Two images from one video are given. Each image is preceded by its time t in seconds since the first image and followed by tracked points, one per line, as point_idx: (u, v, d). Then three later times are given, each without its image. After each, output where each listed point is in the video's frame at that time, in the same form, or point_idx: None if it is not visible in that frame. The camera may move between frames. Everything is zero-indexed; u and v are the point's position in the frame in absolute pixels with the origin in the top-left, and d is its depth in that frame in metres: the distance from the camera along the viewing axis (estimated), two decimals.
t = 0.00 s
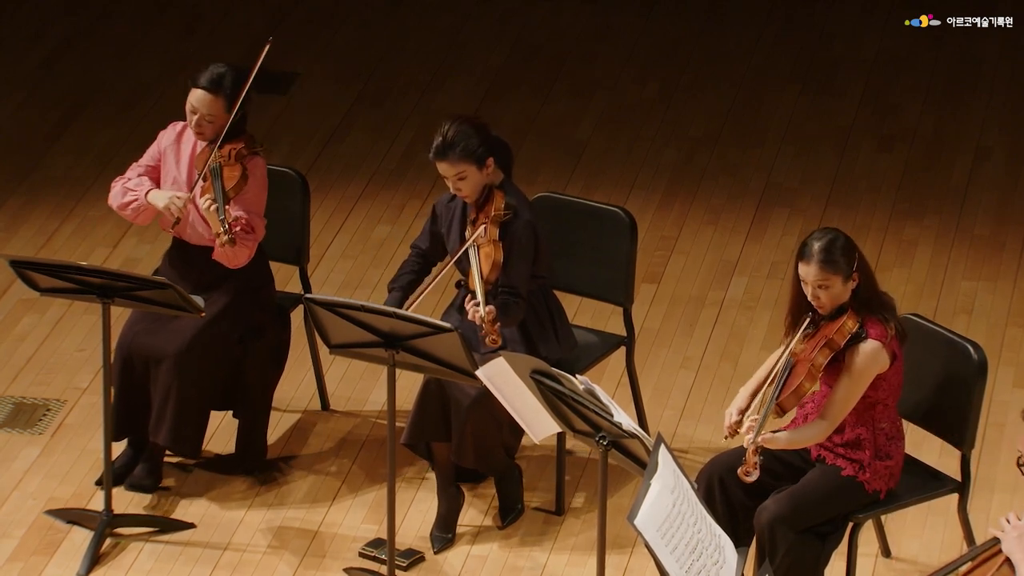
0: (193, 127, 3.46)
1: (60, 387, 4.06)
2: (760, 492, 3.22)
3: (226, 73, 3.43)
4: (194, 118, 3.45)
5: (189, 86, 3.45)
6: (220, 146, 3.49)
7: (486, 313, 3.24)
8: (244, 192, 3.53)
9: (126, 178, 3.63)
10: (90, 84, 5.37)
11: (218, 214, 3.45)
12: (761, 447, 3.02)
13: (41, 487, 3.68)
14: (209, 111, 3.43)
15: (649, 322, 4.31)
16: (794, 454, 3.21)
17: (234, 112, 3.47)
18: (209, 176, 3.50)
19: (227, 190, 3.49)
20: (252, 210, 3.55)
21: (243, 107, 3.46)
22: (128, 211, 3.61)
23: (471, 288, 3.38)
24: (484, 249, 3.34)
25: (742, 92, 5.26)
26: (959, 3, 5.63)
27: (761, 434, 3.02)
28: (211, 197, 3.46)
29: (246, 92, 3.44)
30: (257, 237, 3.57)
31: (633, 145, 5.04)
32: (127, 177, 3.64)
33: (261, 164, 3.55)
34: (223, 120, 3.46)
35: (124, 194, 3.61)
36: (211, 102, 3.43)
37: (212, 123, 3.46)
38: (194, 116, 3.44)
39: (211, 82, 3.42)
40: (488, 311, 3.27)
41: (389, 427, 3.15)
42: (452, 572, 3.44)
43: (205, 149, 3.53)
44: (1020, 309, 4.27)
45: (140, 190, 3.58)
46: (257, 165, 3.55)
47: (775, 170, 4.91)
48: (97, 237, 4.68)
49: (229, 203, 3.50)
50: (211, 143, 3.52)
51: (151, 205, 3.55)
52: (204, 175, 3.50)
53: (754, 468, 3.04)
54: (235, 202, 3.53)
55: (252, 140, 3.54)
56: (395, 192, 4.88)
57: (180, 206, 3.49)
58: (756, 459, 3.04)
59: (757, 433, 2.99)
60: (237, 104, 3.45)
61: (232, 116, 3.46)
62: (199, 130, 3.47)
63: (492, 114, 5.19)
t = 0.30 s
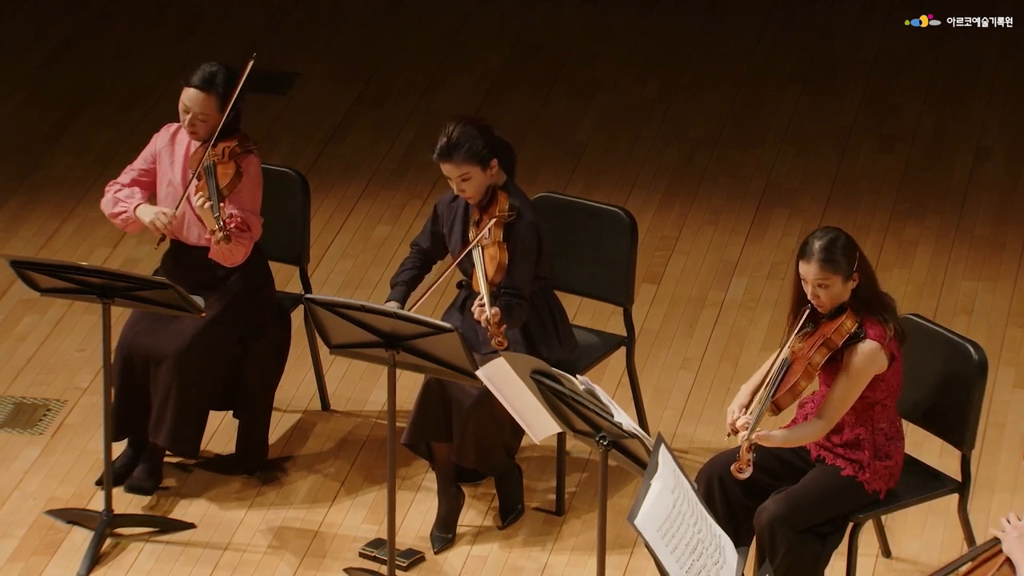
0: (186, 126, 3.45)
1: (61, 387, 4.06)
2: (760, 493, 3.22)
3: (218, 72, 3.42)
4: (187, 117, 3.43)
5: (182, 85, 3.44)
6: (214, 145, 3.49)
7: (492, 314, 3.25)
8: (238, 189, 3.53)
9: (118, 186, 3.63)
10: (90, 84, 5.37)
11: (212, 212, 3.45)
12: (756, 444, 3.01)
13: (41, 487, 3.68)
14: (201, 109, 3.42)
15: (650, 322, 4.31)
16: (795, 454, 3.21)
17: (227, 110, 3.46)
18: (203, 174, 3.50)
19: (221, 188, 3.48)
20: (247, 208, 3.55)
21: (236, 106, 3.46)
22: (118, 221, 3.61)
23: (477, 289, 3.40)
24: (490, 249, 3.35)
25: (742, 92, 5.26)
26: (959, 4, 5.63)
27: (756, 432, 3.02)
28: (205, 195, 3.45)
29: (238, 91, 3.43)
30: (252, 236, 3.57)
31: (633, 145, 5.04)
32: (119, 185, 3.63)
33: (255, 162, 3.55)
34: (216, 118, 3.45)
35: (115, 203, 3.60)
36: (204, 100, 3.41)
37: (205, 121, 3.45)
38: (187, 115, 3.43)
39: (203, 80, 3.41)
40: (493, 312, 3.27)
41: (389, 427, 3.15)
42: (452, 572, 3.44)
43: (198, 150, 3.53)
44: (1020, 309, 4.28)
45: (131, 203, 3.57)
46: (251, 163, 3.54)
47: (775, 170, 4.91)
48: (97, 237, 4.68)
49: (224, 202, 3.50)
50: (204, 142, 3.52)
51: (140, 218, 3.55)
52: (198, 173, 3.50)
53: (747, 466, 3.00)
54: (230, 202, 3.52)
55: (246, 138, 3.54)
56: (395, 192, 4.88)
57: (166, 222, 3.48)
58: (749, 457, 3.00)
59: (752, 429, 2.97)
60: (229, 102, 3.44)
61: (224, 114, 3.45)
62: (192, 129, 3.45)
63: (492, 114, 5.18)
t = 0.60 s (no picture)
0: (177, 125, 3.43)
1: (61, 387, 4.06)
2: (760, 492, 3.22)
3: (207, 71, 3.40)
4: (177, 116, 3.42)
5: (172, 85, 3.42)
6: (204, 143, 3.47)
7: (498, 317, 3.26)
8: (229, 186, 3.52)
9: (113, 194, 3.64)
10: (90, 84, 5.37)
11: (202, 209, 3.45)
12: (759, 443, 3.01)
13: (41, 487, 3.68)
14: (192, 108, 3.40)
15: (650, 322, 4.31)
16: (795, 454, 3.21)
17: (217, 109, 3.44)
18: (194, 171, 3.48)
19: (212, 185, 3.48)
20: (239, 206, 3.54)
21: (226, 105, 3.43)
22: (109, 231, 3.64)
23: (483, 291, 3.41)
24: (496, 251, 3.35)
25: (742, 92, 5.25)
26: (959, 4, 5.63)
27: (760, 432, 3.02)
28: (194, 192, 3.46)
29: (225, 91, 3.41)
30: (246, 233, 3.56)
31: (634, 145, 5.04)
32: (115, 193, 3.64)
33: (247, 158, 3.54)
34: (206, 116, 3.43)
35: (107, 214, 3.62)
36: (194, 99, 3.39)
37: (195, 120, 3.42)
38: (177, 114, 3.41)
39: (193, 79, 3.39)
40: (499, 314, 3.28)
41: (389, 427, 3.15)
42: (452, 572, 3.44)
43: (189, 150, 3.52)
44: (1020, 309, 4.28)
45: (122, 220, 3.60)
46: (242, 160, 3.53)
47: (775, 170, 4.91)
48: (97, 237, 4.68)
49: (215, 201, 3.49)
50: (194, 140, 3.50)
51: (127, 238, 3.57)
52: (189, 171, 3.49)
53: (752, 467, 3.03)
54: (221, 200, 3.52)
55: (237, 135, 3.52)
56: (395, 192, 4.88)
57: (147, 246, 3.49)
58: (755, 458, 3.03)
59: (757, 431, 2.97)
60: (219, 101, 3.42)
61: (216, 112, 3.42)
62: (183, 128, 3.43)
63: (492, 114, 5.18)
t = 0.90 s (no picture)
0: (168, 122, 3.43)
1: (61, 387, 4.06)
2: (760, 492, 3.22)
3: (197, 68, 3.40)
4: (168, 113, 3.42)
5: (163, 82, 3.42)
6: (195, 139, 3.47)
7: (506, 320, 3.27)
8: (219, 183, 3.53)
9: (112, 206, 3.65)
10: (90, 84, 5.37)
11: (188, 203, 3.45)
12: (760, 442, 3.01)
13: (41, 487, 3.68)
14: (182, 105, 3.40)
15: (649, 321, 4.31)
16: (794, 454, 3.21)
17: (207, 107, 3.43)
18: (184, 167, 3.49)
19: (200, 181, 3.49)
20: (231, 203, 3.54)
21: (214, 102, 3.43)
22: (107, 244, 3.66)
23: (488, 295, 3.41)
24: (502, 254, 3.36)
25: (742, 91, 5.25)
26: (959, 4, 5.63)
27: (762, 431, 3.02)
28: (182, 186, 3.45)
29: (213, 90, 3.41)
30: (237, 230, 3.56)
31: (634, 145, 5.04)
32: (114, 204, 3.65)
33: (238, 155, 3.55)
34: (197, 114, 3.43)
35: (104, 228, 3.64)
36: (184, 96, 3.39)
37: (186, 117, 3.43)
38: (168, 111, 3.42)
39: (183, 76, 3.39)
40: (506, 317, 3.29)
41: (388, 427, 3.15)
42: (452, 572, 3.44)
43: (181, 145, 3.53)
44: (1020, 309, 4.27)
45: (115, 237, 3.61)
46: (233, 157, 3.54)
47: (775, 170, 4.91)
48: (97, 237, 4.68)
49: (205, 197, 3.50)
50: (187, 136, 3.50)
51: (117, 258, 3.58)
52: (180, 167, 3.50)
53: (755, 467, 3.04)
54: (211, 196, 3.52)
55: (228, 132, 3.52)
56: (395, 192, 4.88)
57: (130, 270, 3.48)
58: (758, 459, 3.03)
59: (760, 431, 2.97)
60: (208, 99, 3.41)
61: (207, 109, 3.43)
62: (174, 125, 3.44)
63: (492, 114, 5.18)
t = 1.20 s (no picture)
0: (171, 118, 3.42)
1: (61, 387, 4.06)
2: (760, 492, 3.22)
3: (204, 65, 3.40)
4: (172, 109, 3.41)
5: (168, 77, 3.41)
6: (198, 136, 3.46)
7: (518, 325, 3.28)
8: (219, 180, 3.52)
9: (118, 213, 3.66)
10: (89, 84, 5.37)
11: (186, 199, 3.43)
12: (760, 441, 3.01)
13: (41, 487, 3.68)
14: (185, 102, 3.40)
15: (649, 322, 4.31)
16: (794, 453, 3.21)
17: (212, 104, 3.43)
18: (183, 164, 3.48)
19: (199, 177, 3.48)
20: (230, 202, 3.54)
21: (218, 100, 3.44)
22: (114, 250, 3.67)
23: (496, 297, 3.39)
24: (513, 258, 3.34)
25: (742, 91, 5.25)
26: (959, 4, 5.62)
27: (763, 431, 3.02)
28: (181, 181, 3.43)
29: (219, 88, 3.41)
30: (235, 229, 3.56)
31: (634, 145, 5.04)
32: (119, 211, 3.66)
33: (239, 154, 3.55)
34: (200, 111, 3.42)
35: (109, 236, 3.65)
36: (189, 93, 3.38)
37: (189, 114, 3.42)
38: (172, 107, 3.41)
39: (189, 73, 3.39)
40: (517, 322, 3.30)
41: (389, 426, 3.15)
42: (452, 572, 3.44)
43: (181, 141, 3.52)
44: (1020, 309, 4.27)
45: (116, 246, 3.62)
46: (234, 155, 3.54)
47: (775, 170, 4.91)
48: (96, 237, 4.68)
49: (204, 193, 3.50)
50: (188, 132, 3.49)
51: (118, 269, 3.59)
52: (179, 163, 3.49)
53: (759, 467, 3.05)
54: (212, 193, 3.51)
55: (230, 129, 3.52)
56: (395, 192, 4.88)
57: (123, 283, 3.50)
58: (762, 459, 3.04)
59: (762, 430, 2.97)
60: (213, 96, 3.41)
61: (209, 106, 3.43)
62: (177, 121, 3.42)
63: (492, 114, 5.19)
